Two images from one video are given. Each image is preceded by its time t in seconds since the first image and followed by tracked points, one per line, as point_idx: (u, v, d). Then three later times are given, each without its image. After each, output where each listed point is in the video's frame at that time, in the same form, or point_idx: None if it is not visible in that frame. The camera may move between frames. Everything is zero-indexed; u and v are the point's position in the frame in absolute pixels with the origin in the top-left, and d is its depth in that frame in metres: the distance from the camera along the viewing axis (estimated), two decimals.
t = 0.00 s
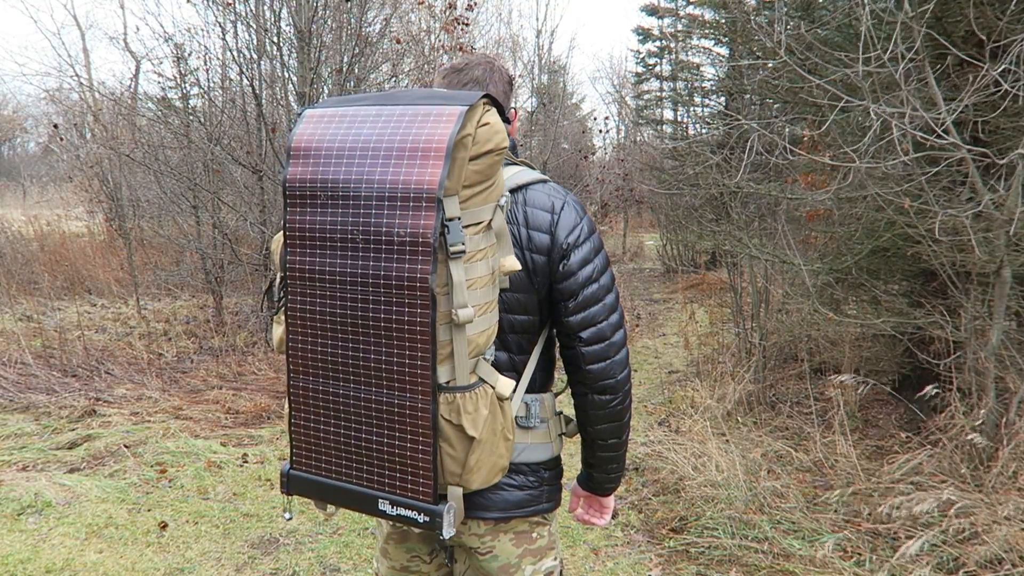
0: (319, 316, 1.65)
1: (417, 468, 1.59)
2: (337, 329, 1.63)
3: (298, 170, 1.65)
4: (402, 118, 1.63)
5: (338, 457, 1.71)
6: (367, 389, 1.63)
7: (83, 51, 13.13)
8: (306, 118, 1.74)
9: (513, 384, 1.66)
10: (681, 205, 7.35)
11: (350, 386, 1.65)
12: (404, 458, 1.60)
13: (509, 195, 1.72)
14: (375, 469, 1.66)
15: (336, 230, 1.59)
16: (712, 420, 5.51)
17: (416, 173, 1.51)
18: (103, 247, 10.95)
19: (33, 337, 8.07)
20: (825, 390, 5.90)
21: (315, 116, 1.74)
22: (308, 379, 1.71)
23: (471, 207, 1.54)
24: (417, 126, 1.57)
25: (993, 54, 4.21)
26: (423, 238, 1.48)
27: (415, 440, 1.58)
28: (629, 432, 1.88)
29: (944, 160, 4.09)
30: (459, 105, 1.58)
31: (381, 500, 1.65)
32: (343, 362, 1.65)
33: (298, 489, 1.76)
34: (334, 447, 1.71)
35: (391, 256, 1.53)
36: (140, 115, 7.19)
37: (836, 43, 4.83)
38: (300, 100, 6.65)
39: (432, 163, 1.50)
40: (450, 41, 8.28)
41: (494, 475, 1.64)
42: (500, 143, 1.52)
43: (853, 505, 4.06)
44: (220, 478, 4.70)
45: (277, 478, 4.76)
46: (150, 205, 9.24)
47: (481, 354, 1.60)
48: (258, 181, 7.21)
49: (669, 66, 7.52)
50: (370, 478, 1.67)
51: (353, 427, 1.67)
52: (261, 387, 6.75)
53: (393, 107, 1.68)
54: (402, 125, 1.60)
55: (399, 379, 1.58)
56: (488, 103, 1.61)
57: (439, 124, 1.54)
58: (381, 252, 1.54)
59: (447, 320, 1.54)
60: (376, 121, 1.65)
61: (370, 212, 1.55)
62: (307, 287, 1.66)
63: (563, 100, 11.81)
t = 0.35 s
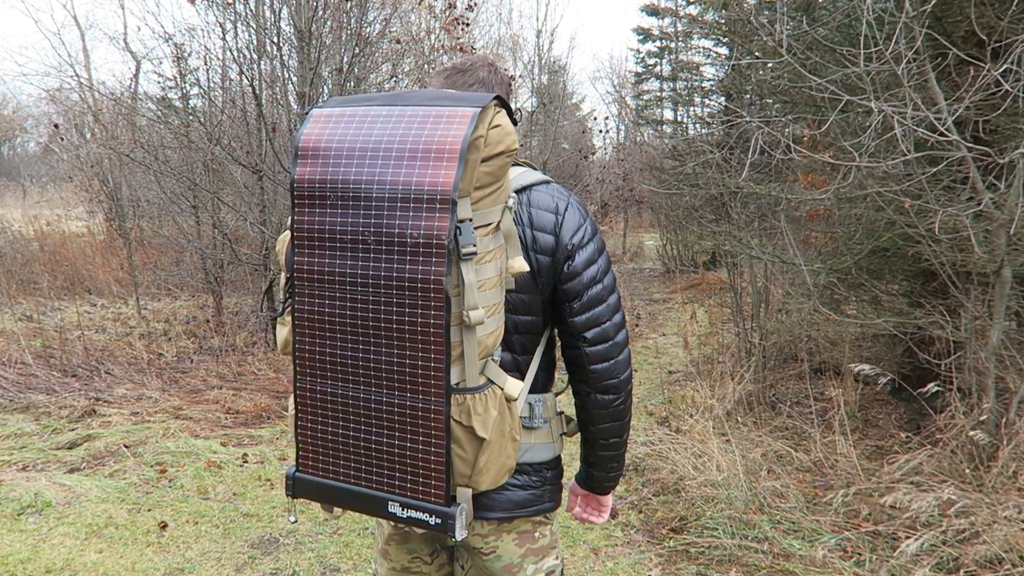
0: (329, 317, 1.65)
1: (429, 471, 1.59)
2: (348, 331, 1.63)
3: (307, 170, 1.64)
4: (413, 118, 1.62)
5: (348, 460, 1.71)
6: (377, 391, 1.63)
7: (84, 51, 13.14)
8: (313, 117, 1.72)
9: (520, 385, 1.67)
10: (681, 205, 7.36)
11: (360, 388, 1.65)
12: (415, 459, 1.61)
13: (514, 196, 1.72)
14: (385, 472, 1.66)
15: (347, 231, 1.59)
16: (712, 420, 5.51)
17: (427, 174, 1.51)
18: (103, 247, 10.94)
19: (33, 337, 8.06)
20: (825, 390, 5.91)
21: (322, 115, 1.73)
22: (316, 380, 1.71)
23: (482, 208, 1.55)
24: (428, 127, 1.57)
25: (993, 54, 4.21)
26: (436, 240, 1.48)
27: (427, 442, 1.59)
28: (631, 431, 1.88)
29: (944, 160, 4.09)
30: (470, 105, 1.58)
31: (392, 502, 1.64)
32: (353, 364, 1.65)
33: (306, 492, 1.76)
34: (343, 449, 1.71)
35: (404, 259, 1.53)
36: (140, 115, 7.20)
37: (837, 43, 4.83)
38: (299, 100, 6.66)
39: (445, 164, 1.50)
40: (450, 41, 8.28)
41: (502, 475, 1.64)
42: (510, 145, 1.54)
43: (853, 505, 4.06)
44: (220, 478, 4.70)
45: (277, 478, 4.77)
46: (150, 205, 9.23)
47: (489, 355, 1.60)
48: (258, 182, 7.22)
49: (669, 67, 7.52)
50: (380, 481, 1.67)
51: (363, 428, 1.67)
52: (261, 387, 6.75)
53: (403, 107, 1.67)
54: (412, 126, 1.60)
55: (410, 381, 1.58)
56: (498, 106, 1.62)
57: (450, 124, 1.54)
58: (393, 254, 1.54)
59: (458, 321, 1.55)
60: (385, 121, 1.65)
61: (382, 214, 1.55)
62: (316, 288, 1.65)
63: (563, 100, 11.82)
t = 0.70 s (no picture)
0: (338, 317, 1.64)
1: (444, 468, 1.60)
2: (357, 331, 1.62)
3: (315, 170, 1.62)
4: (423, 118, 1.62)
5: (358, 459, 1.70)
6: (389, 390, 1.62)
7: (84, 51, 13.14)
8: (321, 117, 1.71)
9: (527, 384, 1.67)
10: (681, 205, 7.35)
11: (370, 388, 1.64)
12: (429, 458, 1.61)
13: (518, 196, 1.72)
14: (399, 470, 1.65)
15: (357, 231, 1.58)
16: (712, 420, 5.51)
17: (438, 175, 1.51)
18: (103, 247, 10.94)
19: (33, 337, 8.06)
20: (825, 390, 5.91)
21: (329, 115, 1.72)
22: (325, 381, 1.69)
23: (491, 208, 1.55)
24: (439, 127, 1.57)
25: (993, 54, 4.21)
26: (447, 240, 1.48)
27: (440, 440, 1.59)
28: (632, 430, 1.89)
29: (943, 160, 4.08)
30: (480, 106, 1.58)
31: (406, 500, 1.64)
32: (363, 364, 1.64)
33: (317, 492, 1.75)
34: (353, 449, 1.70)
35: (416, 259, 1.52)
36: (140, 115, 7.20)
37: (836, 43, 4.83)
38: (299, 100, 6.67)
39: (457, 165, 1.50)
40: (450, 41, 8.28)
41: (510, 474, 1.66)
42: (519, 146, 1.54)
43: (853, 505, 4.06)
44: (220, 478, 4.70)
45: (278, 478, 4.77)
46: (150, 205, 9.23)
47: (497, 355, 1.60)
48: (258, 182, 7.23)
49: (669, 67, 7.52)
50: (394, 479, 1.66)
51: (373, 428, 1.66)
52: (261, 387, 6.75)
53: (412, 107, 1.67)
54: (422, 126, 1.60)
55: (423, 381, 1.58)
56: (507, 107, 1.63)
57: (461, 124, 1.55)
58: (405, 255, 1.53)
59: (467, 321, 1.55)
60: (394, 121, 1.64)
61: (393, 214, 1.54)
62: (324, 289, 1.64)
63: (563, 100, 11.82)
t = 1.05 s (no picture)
0: (343, 317, 1.63)
1: (449, 468, 1.60)
2: (363, 330, 1.62)
3: (321, 169, 1.62)
4: (429, 118, 1.62)
5: (362, 460, 1.69)
6: (395, 391, 1.62)
7: (84, 51, 13.14)
8: (326, 117, 1.70)
9: (531, 383, 1.68)
10: (681, 204, 7.35)
11: (376, 388, 1.64)
12: (435, 458, 1.60)
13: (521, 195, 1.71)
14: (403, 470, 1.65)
15: (364, 232, 1.57)
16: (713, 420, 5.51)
17: (446, 175, 1.52)
18: (103, 247, 10.94)
19: (33, 337, 8.06)
20: (825, 390, 5.91)
21: (335, 115, 1.71)
22: (329, 381, 1.69)
23: (497, 208, 1.56)
24: (446, 127, 1.57)
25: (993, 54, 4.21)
26: (456, 240, 1.49)
27: (446, 440, 1.59)
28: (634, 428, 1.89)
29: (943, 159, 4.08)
30: (487, 106, 1.59)
31: (410, 501, 1.63)
32: (369, 364, 1.63)
33: (319, 493, 1.73)
34: (357, 449, 1.69)
35: (424, 259, 1.52)
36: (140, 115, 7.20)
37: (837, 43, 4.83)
38: (299, 100, 6.67)
39: (465, 165, 1.51)
40: (450, 41, 8.28)
41: (514, 474, 1.66)
42: (525, 146, 1.55)
43: (853, 505, 4.06)
44: (220, 478, 4.70)
45: (278, 478, 4.76)
46: (149, 205, 9.23)
47: (502, 355, 1.61)
48: (258, 182, 7.23)
49: (669, 66, 7.52)
50: (397, 479, 1.66)
51: (378, 428, 1.66)
52: (261, 387, 6.75)
53: (419, 107, 1.67)
54: (429, 126, 1.60)
55: (430, 380, 1.58)
56: (513, 107, 1.64)
57: (468, 125, 1.55)
58: (413, 254, 1.54)
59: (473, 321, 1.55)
60: (401, 121, 1.64)
61: (399, 214, 1.54)
62: (330, 289, 1.64)
63: (563, 100, 11.82)
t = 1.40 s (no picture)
0: (348, 316, 1.63)
1: (455, 465, 1.60)
2: (368, 329, 1.61)
3: (325, 169, 1.61)
4: (433, 118, 1.62)
5: (368, 457, 1.69)
6: (401, 389, 1.62)
7: (84, 51, 13.14)
8: (329, 116, 1.70)
9: (534, 382, 1.68)
10: (681, 204, 7.35)
11: (381, 386, 1.64)
12: (441, 455, 1.61)
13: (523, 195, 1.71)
14: (409, 467, 1.65)
15: (368, 231, 1.57)
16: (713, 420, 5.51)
17: (450, 174, 1.52)
18: (103, 247, 10.94)
19: (33, 337, 8.06)
20: (825, 390, 5.91)
21: (338, 114, 1.71)
22: (334, 380, 1.69)
23: (500, 208, 1.56)
24: (450, 127, 1.58)
25: (992, 54, 4.21)
26: (460, 239, 1.49)
27: (452, 437, 1.59)
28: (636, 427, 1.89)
29: (943, 160, 4.09)
30: (491, 106, 1.59)
31: (417, 497, 1.64)
32: (374, 362, 1.63)
33: (325, 490, 1.73)
34: (362, 447, 1.69)
35: (428, 258, 1.53)
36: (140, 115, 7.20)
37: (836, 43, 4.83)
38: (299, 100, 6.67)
39: (469, 164, 1.51)
40: (450, 41, 8.28)
41: (516, 473, 1.67)
42: (529, 146, 1.56)
43: (853, 506, 4.06)
44: (220, 478, 4.70)
45: (277, 478, 4.76)
46: (150, 205, 9.23)
47: (505, 354, 1.61)
48: (258, 182, 7.22)
49: (669, 66, 7.52)
50: (402, 477, 1.66)
51: (383, 425, 1.66)
52: (261, 387, 6.75)
53: (423, 107, 1.67)
54: (433, 125, 1.60)
55: (435, 378, 1.58)
56: (516, 108, 1.64)
57: (472, 124, 1.55)
58: (417, 253, 1.54)
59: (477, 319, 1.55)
60: (405, 120, 1.64)
61: (404, 213, 1.55)
62: (334, 288, 1.63)
63: (563, 100, 11.81)
